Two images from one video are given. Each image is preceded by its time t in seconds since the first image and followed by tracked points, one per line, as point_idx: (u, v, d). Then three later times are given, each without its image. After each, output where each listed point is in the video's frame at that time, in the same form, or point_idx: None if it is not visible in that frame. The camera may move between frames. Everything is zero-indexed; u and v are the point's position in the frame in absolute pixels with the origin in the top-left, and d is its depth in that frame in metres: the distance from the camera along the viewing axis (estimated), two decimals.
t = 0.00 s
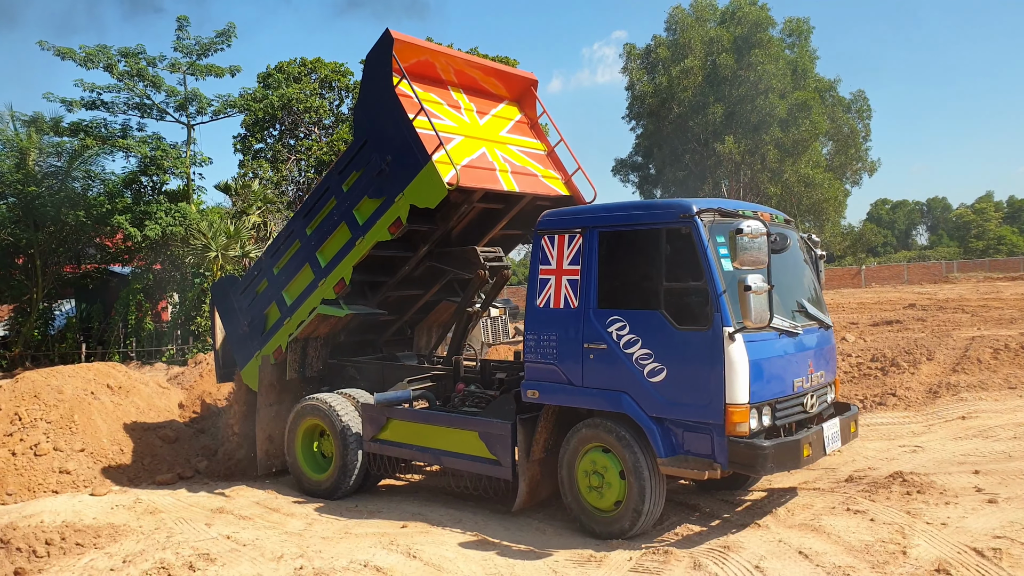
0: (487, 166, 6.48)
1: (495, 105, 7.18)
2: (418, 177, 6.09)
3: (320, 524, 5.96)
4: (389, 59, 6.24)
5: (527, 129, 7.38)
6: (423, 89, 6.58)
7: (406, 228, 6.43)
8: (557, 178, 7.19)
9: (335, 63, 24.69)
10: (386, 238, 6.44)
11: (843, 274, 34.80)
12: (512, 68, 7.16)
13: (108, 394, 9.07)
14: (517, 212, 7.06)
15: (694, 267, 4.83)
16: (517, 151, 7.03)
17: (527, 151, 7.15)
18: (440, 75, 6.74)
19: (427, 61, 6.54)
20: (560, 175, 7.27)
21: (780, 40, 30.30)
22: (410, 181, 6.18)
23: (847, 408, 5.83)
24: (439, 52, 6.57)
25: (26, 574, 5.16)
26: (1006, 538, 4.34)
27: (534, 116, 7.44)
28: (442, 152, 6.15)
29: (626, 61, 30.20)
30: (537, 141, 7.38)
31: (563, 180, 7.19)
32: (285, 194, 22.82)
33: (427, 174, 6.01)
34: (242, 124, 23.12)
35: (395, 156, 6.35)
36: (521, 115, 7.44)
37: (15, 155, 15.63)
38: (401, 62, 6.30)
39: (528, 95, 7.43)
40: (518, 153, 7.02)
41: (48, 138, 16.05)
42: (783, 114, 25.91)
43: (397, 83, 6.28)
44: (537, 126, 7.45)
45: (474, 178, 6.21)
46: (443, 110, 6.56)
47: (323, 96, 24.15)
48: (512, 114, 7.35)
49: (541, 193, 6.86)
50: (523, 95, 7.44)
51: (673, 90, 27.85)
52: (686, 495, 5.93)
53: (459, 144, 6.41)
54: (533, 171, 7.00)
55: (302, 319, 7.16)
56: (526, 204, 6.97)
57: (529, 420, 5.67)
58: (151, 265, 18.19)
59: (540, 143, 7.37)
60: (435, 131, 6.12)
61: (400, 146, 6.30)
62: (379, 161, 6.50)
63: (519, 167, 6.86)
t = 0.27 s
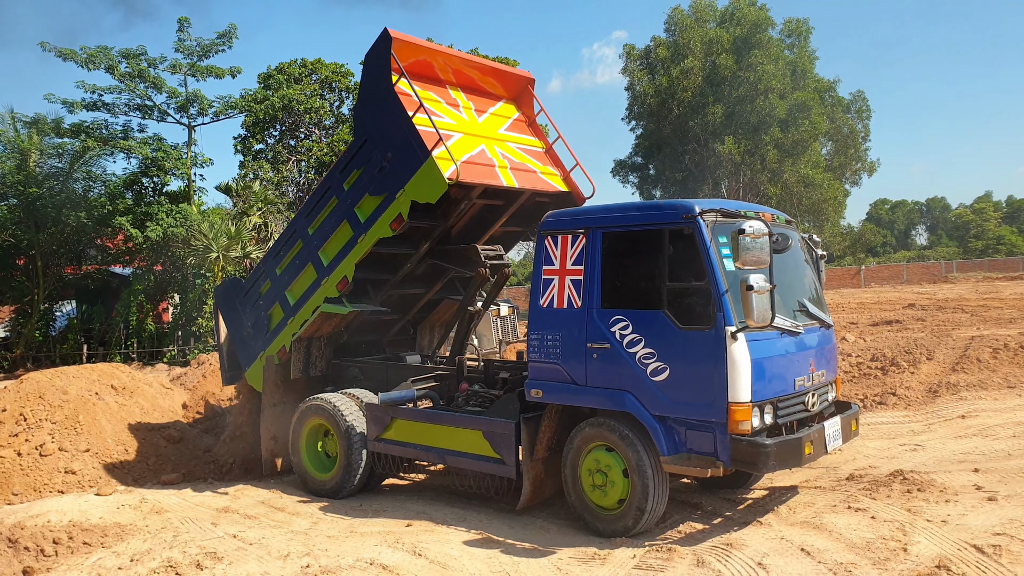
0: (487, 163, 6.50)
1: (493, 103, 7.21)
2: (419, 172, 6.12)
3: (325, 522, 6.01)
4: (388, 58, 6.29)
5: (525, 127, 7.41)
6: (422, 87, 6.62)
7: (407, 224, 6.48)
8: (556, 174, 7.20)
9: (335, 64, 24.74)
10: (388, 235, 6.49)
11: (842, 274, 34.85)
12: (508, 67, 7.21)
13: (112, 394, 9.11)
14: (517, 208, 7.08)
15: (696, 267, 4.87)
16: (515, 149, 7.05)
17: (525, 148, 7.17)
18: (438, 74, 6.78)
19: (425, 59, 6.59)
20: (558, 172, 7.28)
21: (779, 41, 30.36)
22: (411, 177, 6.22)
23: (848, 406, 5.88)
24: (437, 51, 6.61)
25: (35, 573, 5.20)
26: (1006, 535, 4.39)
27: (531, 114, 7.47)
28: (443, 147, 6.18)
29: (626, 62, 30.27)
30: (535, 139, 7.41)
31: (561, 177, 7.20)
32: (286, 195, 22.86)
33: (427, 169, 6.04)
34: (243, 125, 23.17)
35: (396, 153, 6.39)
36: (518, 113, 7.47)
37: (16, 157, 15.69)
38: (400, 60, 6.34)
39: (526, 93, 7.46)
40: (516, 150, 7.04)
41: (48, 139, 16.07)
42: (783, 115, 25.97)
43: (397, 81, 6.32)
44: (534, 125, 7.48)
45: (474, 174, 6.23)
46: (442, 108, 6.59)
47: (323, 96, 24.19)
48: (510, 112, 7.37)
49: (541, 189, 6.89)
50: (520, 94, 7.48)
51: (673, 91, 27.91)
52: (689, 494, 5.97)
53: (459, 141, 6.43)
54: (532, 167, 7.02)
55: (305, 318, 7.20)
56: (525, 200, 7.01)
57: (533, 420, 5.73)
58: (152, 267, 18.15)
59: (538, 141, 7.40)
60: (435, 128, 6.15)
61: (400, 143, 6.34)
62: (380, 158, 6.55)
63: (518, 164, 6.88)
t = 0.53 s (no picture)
0: (484, 160, 6.53)
1: (489, 102, 7.24)
2: (417, 169, 6.15)
3: (328, 521, 6.05)
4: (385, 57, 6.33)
5: (522, 125, 7.43)
6: (419, 86, 6.67)
7: (407, 221, 6.52)
8: (553, 171, 7.22)
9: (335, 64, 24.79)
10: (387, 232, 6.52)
11: (842, 274, 34.90)
12: (504, 66, 7.24)
13: (114, 394, 9.15)
14: (515, 204, 7.09)
15: (695, 267, 4.92)
16: (512, 146, 7.08)
17: (522, 146, 7.20)
18: (435, 73, 6.84)
19: (421, 59, 6.64)
20: (555, 168, 7.30)
21: (778, 41, 30.43)
22: (409, 173, 6.25)
23: (847, 405, 5.92)
24: (433, 51, 6.67)
25: (41, 571, 5.25)
26: (1004, 533, 4.43)
27: (528, 113, 7.49)
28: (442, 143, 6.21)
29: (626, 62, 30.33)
30: (532, 137, 7.44)
31: (558, 173, 7.22)
32: (286, 195, 22.89)
33: (425, 165, 6.07)
34: (243, 125, 23.21)
35: (394, 150, 6.43)
36: (515, 112, 7.49)
37: (17, 158, 15.74)
38: (397, 59, 6.40)
39: (522, 92, 7.48)
40: (513, 147, 7.07)
41: (49, 140, 16.11)
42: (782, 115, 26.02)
43: (394, 80, 6.37)
44: (531, 123, 7.50)
45: (471, 170, 6.27)
46: (439, 107, 6.63)
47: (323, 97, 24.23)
48: (507, 111, 7.40)
49: (538, 185, 6.87)
50: (516, 93, 7.50)
51: (672, 91, 27.96)
52: (689, 492, 6.01)
53: (456, 138, 6.48)
54: (529, 164, 7.05)
55: (307, 317, 7.23)
56: (523, 196, 7.00)
57: (534, 419, 5.78)
58: (152, 267, 18.14)
59: (535, 139, 7.43)
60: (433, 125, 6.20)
61: (398, 140, 6.38)
62: (378, 156, 6.58)
63: (515, 161, 6.91)
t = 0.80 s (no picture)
0: (480, 155, 6.56)
1: (485, 100, 7.27)
2: (414, 165, 6.19)
3: (329, 520, 6.08)
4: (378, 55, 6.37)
5: (518, 123, 7.45)
6: (414, 85, 6.71)
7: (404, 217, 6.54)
8: (548, 168, 7.25)
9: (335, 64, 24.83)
10: (385, 228, 6.55)
11: (841, 274, 34.94)
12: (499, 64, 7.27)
13: (115, 394, 9.19)
14: (512, 200, 7.13)
15: (694, 267, 4.96)
16: (508, 143, 7.11)
17: (518, 143, 7.23)
18: (430, 72, 6.88)
19: (416, 58, 6.69)
20: (551, 165, 7.33)
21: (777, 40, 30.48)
22: (406, 170, 6.28)
23: (844, 404, 5.96)
24: (428, 50, 6.71)
25: (44, 570, 5.27)
26: (999, 530, 4.47)
27: (523, 110, 7.52)
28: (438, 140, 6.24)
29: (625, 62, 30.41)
30: (528, 134, 7.46)
31: (554, 170, 7.25)
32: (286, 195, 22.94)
33: (422, 161, 6.11)
34: (243, 124, 23.25)
35: (391, 147, 6.46)
36: (511, 110, 7.51)
37: (16, 158, 15.80)
38: (392, 58, 6.45)
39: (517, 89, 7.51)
40: (509, 144, 7.10)
41: (49, 140, 16.22)
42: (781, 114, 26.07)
43: (389, 78, 6.43)
44: (527, 120, 7.52)
45: (467, 166, 6.31)
46: (433, 104, 6.68)
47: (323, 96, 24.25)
48: (503, 108, 7.43)
49: (535, 181, 6.95)
50: (512, 90, 7.52)
51: (671, 91, 28.01)
52: (687, 491, 6.06)
53: (452, 135, 6.51)
54: (524, 161, 7.08)
55: (307, 315, 7.26)
56: (519, 191, 7.03)
57: (534, 417, 5.82)
58: (151, 267, 18.27)
59: (530, 136, 7.46)
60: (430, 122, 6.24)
61: (395, 137, 6.42)
62: (375, 153, 6.62)
63: (511, 157, 6.94)
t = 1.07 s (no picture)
0: (475, 150, 6.56)
1: (479, 97, 7.28)
2: (409, 158, 6.21)
3: (329, 518, 6.11)
4: (372, 52, 6.41)
5: (512, 119, 7.46)
6: (408, 82, 6.72)
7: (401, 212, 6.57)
8: (543, 163, 7.25)
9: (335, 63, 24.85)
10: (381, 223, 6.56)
11: (841, 272, 34.93)
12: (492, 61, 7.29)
13: (116, 393, 9.20)
14: (507, 195, 7.16)
15: (691, 266, 4.98)
16: (503, 139, 7.11)
17: (513, 139, 7.23)
18: (424, 69, 6.89)
19: (410, 55, 6.71)
20: (546, 160, 7.34)
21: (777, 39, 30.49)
22: (401, 164, 6.30)
23: (842, 402, 5.97)
24: (421, 47, 6.73)
25: (45, 568, 5.30)
26: (996, 528, 4.49)
27: (518, 107, 7.52)
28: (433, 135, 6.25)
29: (625, 61, 30.43)
30: (522, 130, 7.46)
31: (549, 165, 7.25)
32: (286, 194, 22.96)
33: (418, 155, 6.12)
34: (243, 124, 23.27)
35: (386, 143, 6.48)
36: (505, 106, 7.52)
37: (16, 158, 15.84)
38: (386, 55, 6.47)
39: (511, 87, 7.53)
40: (503, 140, 7.10)
41: (49, 141, 16.30)
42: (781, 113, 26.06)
43: (383, 75, 6.44)
44: (521, 117, 7.53)
45: (463, 160, 6.31)
46: (428, 100, 6.68)
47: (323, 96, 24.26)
48: (497, 105, 7.43)
49: (530, 176, 6.96)
50: (506, 87, 7.53)
51: (671, 90, 28.03)
52: (686, 489, 6.08)
53: (447, 130, 6.51)
54: (519, 156, 7.08)
55: (305, 313, 7.27)
56: (515, 186, 7.05)
57: (532, 416, 5.84)
58: (151, 267, 18.25)
59: (525, 132, 7.45)
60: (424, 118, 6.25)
61: (389, 133, 6.44)
62: (371, 149, 6.64)
63: (506, 152, 6.94)
